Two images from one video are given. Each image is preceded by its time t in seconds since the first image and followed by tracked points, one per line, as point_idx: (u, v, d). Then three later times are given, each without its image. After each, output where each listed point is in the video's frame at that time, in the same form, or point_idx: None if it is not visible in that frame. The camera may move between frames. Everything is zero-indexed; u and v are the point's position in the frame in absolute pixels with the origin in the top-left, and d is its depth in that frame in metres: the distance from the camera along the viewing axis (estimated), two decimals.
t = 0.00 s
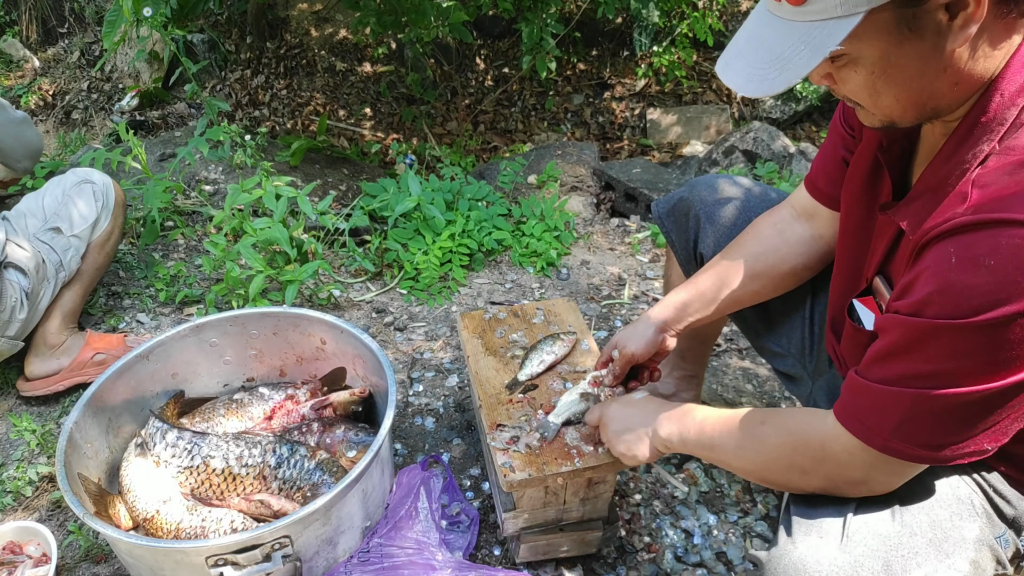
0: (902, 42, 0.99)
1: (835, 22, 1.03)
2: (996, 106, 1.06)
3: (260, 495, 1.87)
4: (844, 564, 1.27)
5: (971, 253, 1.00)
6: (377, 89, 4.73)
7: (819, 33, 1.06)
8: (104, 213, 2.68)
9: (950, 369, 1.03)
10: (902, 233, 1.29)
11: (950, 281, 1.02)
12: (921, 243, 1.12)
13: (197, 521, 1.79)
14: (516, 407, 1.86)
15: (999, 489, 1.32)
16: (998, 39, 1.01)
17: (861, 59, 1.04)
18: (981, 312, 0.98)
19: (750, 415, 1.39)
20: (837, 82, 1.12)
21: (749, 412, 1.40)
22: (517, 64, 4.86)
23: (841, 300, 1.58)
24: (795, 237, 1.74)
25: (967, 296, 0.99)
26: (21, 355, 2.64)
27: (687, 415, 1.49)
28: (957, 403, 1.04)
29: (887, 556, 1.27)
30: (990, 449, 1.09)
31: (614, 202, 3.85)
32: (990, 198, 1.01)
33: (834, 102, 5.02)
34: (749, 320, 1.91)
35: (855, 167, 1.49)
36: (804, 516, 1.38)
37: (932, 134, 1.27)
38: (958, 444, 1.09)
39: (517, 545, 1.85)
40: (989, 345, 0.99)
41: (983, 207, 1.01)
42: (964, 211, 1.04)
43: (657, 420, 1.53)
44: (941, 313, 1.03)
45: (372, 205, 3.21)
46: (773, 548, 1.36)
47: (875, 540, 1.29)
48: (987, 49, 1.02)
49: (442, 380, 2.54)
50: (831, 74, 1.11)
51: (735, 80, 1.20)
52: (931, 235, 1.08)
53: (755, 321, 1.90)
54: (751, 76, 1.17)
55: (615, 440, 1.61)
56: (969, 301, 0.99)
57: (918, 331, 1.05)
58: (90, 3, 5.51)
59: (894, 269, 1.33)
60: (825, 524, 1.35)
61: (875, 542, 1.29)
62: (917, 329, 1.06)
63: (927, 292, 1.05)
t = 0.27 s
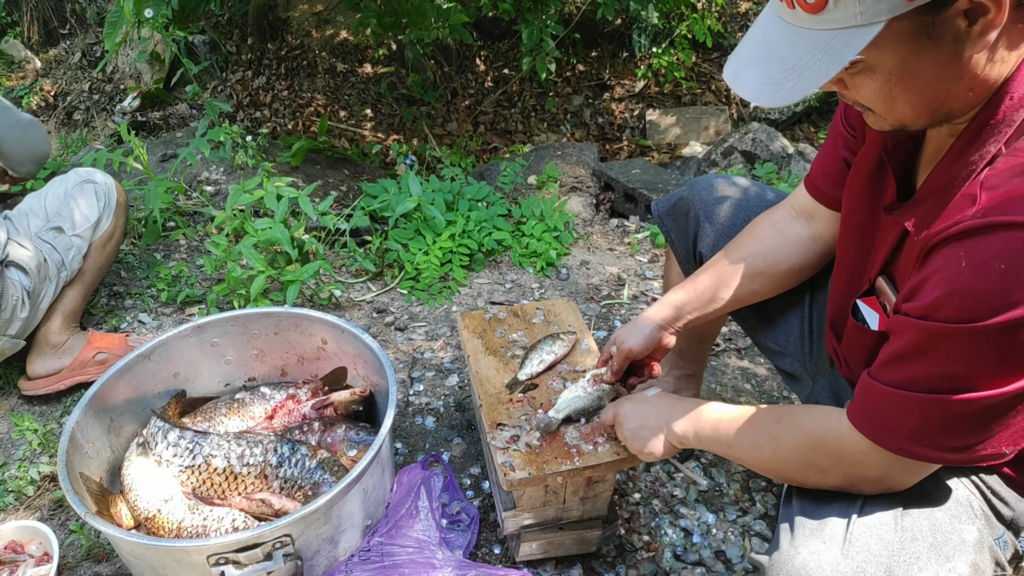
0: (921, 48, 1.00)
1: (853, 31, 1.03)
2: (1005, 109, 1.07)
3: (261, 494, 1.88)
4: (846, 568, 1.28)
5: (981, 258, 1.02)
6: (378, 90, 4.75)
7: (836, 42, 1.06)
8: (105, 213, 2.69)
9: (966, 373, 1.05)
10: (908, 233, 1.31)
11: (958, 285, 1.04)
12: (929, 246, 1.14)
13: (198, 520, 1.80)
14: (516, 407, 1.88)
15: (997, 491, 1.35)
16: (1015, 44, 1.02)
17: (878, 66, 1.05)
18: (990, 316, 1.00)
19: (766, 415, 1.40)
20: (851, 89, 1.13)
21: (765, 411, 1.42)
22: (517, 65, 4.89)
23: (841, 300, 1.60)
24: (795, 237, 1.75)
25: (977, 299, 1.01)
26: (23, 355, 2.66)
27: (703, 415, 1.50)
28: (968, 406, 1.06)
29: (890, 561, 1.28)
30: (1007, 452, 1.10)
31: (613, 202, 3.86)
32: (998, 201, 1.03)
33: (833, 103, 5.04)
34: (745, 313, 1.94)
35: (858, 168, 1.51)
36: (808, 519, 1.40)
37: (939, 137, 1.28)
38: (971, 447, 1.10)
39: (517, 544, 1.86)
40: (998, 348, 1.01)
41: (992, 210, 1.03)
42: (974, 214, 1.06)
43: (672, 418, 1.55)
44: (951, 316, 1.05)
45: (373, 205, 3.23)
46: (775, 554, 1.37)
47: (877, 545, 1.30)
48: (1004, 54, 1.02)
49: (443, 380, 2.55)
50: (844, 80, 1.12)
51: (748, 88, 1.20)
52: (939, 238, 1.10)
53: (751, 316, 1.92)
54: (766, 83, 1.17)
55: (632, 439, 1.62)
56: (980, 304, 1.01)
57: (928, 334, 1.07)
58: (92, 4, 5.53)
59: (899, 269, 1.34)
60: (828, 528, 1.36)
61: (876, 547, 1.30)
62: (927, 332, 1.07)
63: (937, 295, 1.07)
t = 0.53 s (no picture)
0: (919, 50, 1.00)
1: (853, 32, 1.04)
2: (1005, 108, 1.07)
3: (261, 494, 1.88)
4: (852, 570, 1.28)
5: (988, 256, 1.02)
6: (378, 90, 4.75)
7: (837, 43, 1.07)
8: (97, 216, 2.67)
9: (981, 375, 1.05)
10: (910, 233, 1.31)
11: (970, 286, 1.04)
12: (937, 247, 1.14)
13: (198, 520, 1.80)
14: (516, 407, 1.88)
15: (1001, 493, 1.38)
16: (1013, 46, 1.01)
17: (876, 66, 1.05)
18: (1001, 314, 1.00)
19: (793, 415, 1.40)
20: (849, 88, 1.13)
21: (794, 410, 1.41)
22: (517, 65, 4.89)
23: (842, 298, 1.60)
24: (797, 235, 1.75)
25: (988, 298, 1.01)
26: (22, 355, 2.66)
27: (726, 413, 1.50)
28: (995, 412, 1.05)
29: (896, 564, 1.28)
30: None
31: (613, 202, 3.86)
32: (1003, 199, 1.03)
33: (833, 103, 5.04)
34: (747, 313, 1.94)
35: (859, 168, 1.51)
36: (812, 521, 1.39)
37: (938, 137, 1.28)
38: (1005, 456, 1.08)
39: (516, 543, 1.86)
40: (1013, 347, 1.00)
41: (998, 208, 1.03)
42: (980, 214, 1.06)
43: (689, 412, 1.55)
44: (966, 317, 1.05)
45: (372, 205, 3.23)
46: (780, 554, 1.37)
47: (884, 548, 1.30)
48: (1002, 57, 1.02)
49: (442, 380, 2.55)
50: (842, 80, 1.12)
51: (750, 88, 1.21)
52: (948, 238, 1.11)
53: (753, 315, 1.92)
54: (768, 84, 1.18)
55: (646, 435, 1.62)
56: (990, 304, 1.01)
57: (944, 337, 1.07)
58: (92, 4, 5.54)
59: (902, 268, 1.35)
60: (834, 529, 1.35)
61: (882, 548, 1.30)
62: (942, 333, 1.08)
63: (951, 296, 1.07)
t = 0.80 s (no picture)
0: (905, 39, 1.00)
1: (839, 20, 1.04)
2: (991, 101, 1.08)
3: (262, 493, 1.88)
4: (843, 564, 1.29)
5: (965, 239, 1.02)
6: (378, 90, 4.75)
7: (825, 30, 1.06)
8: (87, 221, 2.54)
9: (946, 357, 1.04)
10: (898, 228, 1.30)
11: (941, 268, 1.04)
12: (917, 236, 1.15)
13: (198, 520, 1.80)
14: (516, 407, 1.88)
15: (994, 488, 1.33)
16: (999, 37, 1.02)
17: (864, 56, 1.05)
18: (971, 297, 0.99)
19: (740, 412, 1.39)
20: (838, 79, 1.13)
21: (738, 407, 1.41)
22: (517, 65, 4.89)
23: (839, 297, 1.60)
24: (805, 238, 1.75)
25: (960, 281, 1.01)
26: (22, 355, 2.65)
27: (671, 414, 1.49)
28: (948, 394, 1.05)
29: (886, 556, 1.28)
30: (985, 447, 1.11)
31: (613, 202, 3.86)
32: (986, 186, 1.04)
33: (833, 103, 5.04)
34: (753, 319, 1.95)
35: (858, 163, 1.51)
36: (805, 514, 1.40)
37: (932, 130, 1.29)
38: (952, 439, 1.10)
39: (517, 543, 1.86)
40: (979, 332, 1.00)
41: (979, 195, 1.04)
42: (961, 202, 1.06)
43: (640, 419, 1.53)
44: (933, 299, 1.04)
45: (373, 206, 3.22)
46: (771, 548, 1.38)
47: (873, 541, 1.31)
48: (987, 49, 1.03)
49: (443, 380, 2.55)
50: (832, 71, 1.12)
51: (741, 77, 1.20)
52: (928, 224, 1.11)
53: (759, 320, 1.92)
54: (758, 72, 1.17)
55: (599, 448, 1.59)
56: (960, 285, 1.01)
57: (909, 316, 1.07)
58: (92, 4, 5.55)
59: (891, 264, 1.35)
60: (825, 524, 1.37)
61: (872, 541, 1.31)
62: (906, 312, 1.08)
63: (921, 279, 1.06)
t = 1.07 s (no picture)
0: (900, 37, 1.01)
1: (834, 19, 1.04)
2: (989, 96, 1.07)
3: (261, 493, 1.88)
4: (849, 571, 1.29)
5: (968, 229, 1.02)
6: (378, 90, 4.75)
7: (819, 30, 1.07)
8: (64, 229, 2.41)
9: (951, 347, 1.04)
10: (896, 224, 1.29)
11: (945, 258, 1.04)
12: (921, 228, 1.15)
13: (198, 520, 1.80)
14: (516, 407, 1.88)
15: (996, 490, 1.33)
16: (995, 32, 1.03)
17: (860, 54, 1.05)
18: (976, 285, 1.00)
19: (757, 395, 1.40)
20: (835, 78, 1.14)
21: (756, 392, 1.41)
22: (517, 65, 4.90)
23: (837, 294, 1.59)
24: (807, 242, 1.75)
25: (963, 269, 1.01)
26: (22, 355, 2.65)
27: (688, 397, 1.50)
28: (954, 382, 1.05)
29: (893, 563, 1.28)
30: (994, 433, 1.10)
31: (613, 202, 3.86)
32: (986, 176, 1.04)
33: (833, 103, 5.04)
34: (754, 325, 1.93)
35: (852, 161, 1.51)
36: (809, 519, 1.40)
37: (929, 127, 1.28)
38: (961, 428, 1.10)
39: (517, 544, 1.86)
40: (985, 320, 1.00)
41: (981, 184, 1.04)
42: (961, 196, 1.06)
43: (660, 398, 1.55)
44: (938, 289, 1.05)
45: (372, 206, 3.22)
46: (778, 555, 1.38)
47: (879, 547, 1.30)
48: (984, 43, 1.03)
49: (443, 380, 2.55)
50: (828, 70, 1.12)
51: (738, 76, 1.21)
52: (931, 216, 1.11)
53: (759, 324, 1.91)
54: (754, 72, 1.18)
55: (620, 422, 1.61)
56: (964, 276, 1.01)
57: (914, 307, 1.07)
58: (92, 4, 5.56)
59: (889, 261, 1.35)
60: (830, 529, 1.36)
61: (878, 548, 1.30)
62: (912, 303, 1.08)
63: (927, 268, 1.07)
